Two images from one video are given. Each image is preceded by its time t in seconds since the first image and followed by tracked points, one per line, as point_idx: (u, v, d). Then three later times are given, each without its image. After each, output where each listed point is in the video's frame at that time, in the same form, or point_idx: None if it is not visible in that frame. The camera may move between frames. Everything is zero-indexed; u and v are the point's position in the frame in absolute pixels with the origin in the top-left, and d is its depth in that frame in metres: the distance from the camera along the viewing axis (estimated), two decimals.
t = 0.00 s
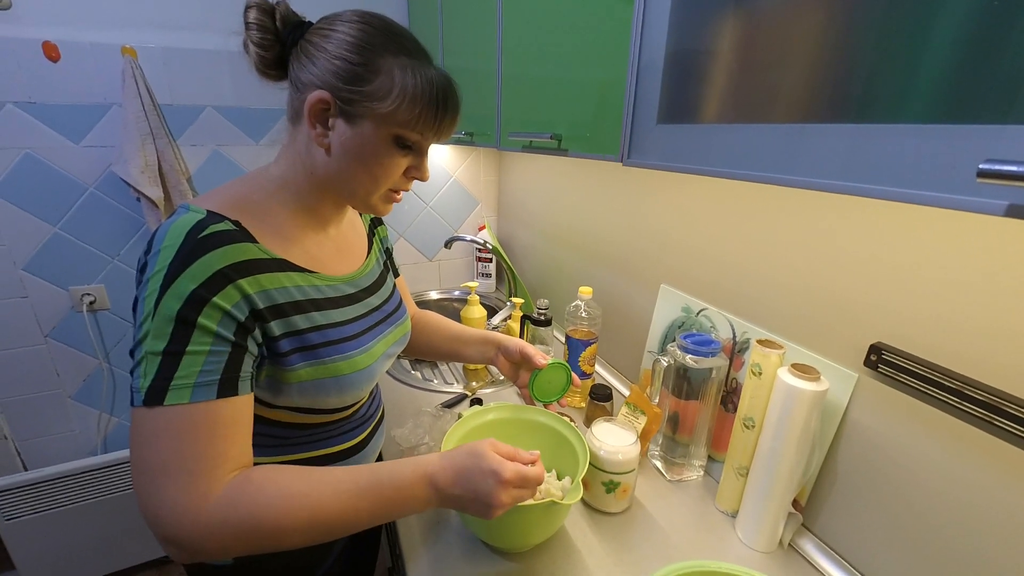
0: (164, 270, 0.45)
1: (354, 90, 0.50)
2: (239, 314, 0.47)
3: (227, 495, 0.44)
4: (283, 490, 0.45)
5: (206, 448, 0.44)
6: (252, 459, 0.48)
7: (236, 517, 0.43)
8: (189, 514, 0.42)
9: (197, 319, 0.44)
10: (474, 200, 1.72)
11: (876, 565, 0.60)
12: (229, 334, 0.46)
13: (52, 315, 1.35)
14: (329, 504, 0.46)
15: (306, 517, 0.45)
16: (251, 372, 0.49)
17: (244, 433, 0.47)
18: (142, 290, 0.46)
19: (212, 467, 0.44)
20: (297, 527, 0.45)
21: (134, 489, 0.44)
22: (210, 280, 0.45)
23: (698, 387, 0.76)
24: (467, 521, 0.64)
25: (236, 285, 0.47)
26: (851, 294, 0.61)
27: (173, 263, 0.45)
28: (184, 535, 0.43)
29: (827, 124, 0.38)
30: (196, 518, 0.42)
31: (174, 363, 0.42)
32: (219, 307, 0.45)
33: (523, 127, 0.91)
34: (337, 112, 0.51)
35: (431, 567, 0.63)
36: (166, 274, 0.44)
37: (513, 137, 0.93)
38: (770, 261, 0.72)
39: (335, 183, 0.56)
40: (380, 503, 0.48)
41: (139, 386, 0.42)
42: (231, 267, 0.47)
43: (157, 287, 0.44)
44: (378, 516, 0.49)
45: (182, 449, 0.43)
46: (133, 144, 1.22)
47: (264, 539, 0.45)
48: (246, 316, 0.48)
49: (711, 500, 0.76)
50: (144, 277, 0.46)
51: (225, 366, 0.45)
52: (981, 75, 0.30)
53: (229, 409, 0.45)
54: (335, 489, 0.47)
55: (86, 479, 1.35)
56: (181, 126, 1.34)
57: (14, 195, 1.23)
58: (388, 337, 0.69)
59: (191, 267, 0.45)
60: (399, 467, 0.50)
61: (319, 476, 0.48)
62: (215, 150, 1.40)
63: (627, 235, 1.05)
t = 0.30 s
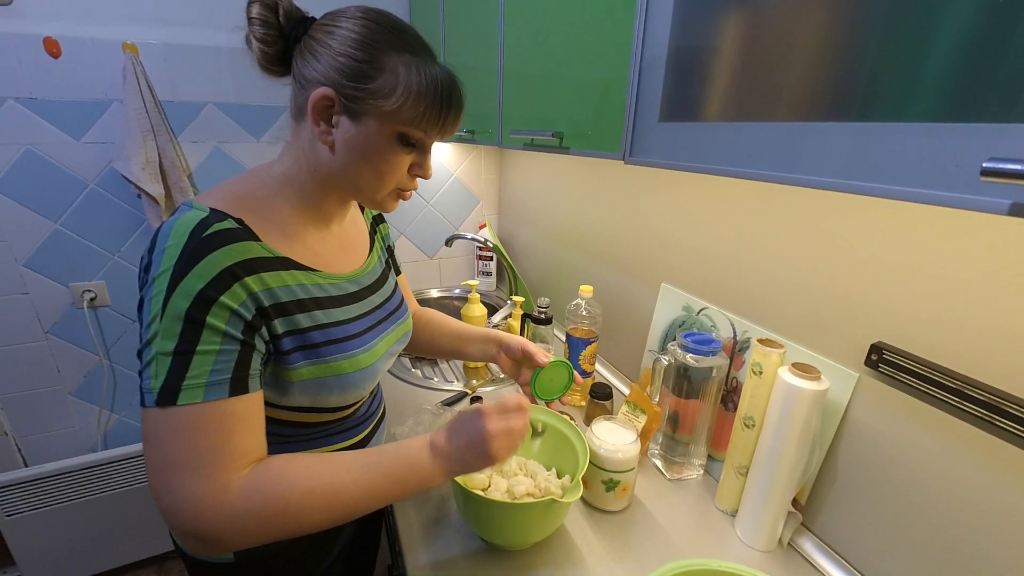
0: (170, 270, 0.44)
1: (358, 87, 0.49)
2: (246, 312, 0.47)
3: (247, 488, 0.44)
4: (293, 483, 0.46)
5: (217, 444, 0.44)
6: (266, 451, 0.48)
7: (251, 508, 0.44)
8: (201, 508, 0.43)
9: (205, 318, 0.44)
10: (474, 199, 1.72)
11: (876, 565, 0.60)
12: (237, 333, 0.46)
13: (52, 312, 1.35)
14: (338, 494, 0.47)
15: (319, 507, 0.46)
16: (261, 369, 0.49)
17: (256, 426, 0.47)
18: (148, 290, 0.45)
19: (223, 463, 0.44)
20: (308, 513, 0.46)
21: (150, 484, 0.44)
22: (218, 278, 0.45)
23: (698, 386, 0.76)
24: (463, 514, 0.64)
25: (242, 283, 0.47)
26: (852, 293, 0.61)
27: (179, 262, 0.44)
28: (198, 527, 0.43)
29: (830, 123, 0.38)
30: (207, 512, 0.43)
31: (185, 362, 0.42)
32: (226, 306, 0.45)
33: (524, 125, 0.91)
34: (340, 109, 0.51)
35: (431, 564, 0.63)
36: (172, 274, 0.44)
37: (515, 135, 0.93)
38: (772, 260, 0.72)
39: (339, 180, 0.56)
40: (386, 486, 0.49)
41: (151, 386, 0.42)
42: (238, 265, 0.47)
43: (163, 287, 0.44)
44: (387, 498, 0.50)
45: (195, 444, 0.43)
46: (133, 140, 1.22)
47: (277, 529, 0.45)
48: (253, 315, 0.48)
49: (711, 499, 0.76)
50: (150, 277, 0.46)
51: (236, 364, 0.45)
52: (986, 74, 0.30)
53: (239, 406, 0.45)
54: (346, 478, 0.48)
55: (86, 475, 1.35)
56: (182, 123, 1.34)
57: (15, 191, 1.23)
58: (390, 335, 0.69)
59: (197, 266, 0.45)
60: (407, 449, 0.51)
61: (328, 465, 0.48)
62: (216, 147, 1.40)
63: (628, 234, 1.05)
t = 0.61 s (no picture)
0: (176, 275, 0.44)
1: (366, 87, 0.49)
2: (255, 317, 0.47)
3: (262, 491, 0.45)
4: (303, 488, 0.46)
5: (229, 449, 0.44)
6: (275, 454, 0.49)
7: (264, 511, 0.44)
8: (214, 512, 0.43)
9: (214, 325, 0.44)
10: (474, 197, 1.71)
11: (875, 562, 0.60)
12: (245, 338, 0.46)
13: (52, 311, 1.35)
14: (345, 499, 0.48)
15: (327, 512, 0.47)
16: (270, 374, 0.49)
17: (267, 431, 0.48)
18: (154, 295, 0.45)
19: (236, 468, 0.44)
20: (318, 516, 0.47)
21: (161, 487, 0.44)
22: (226, 284, 0.45)
23: (698, 383, 0.76)
24: (462, 512, 0.65)
25: (249, 287, 0.47)
26: (853, 291, 0.61)
27: (185, 268, 0.44)
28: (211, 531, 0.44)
29: (830, 120, 0.38)
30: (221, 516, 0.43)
31: (194, 370, 0.42)
32: (234, 312, 0.45)
33: (524, 123, 0.91)
34: (348, 109, 0.51)
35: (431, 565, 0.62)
36: (177, 280, 0.44)
37: (514, 133, 0.92)
38: (772, 258, 0.72)
39: (346, 181, 0.56)
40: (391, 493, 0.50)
41: (157, 394, 0.42)
42: (246, 268, 0.47)
43: (171, 292, 0.44)
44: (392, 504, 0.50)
45: (208, 450, 0.43)
46: (132, 139, 1.22)
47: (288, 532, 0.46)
48: (261, 320, 0.48)
49: (711, 497, 0.76)
50: (156, 283, 0.45)
51: (243, 371, 0.45)
52: (988, 70, 0.30)
53: (247, 412, 0.45)
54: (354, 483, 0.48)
55: (87, 475, 1.35)
56: (180, 122, 1.34)
57: (13, 190, 1.23)
58: (395, 337, 0.69)
59: (205, 271, 0.44)
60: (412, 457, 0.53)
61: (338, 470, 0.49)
62: (215, 146, 1.40)
63: (628, 232, 1.05)
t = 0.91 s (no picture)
0: (175, 294, 0.44)
1: (376, 92, 0.49)
2: (254, 337, 0.47)
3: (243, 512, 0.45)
4: (292, 501, 0.46)
5: (217, 471, 0.44)
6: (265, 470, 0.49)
7: (249, 532, 0.44)
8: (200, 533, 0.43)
9: (210, 348, 0.43)
10: (473, 199, 1.71)
11: (877, 564, 0.60)
12: (242, 362, 0.46)
13: (50, 314, 1.35)
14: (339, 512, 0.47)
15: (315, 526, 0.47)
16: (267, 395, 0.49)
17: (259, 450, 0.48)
18: (152, 313, 0.45)
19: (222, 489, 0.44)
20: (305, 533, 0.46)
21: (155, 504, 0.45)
22: (226, 304, 0.45)
23: (697, 385, 0.76)
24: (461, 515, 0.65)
25: (250, 303, 0.47)
26: (852, 292, 0.61)
27: (184, 287, 0.44)
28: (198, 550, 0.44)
29: (829, 121, 0.38)
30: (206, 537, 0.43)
31: (189, 395, 0.42)
32: (232, 333, 0.45)
33: (522, 124, 0.91)
34: (358, 115, 0.51)
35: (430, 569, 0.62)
36: (176, 300, 0.44)
37: (512, 135, 0.93)
38: (770, 259, 0.72)
39: (356, 187, 0.56)
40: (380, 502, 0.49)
41: (152, 415, 0.43)
42: (250, 284, 0.47)
43: (169, 312, 0.43)
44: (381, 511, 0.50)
45: (195, 473, 0.43)
46: (130, 142, 1.22)
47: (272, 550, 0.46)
48: (262, 338, 0.48)
49: (711, 499, 0.75)
50: (155, 299, 0.45)
51: (239, 397, 0.45)
52: (985, 71, 0.30)
53: (244, 435, 0.45)
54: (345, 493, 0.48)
55: (86, 479, 1.35)
56: (178, 124, 1.34)
57: (11, 194, 1.23)
58: (398, 348, 0.69)
59: (204, 289, 0.44)
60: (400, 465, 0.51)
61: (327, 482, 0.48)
62: (213, 148, 1.40)
63: (627, 233, 1.05)
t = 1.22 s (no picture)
0: (169, 306, 0.43)
1: (380, 97, 0.49)
2: (261, 339, 0.47)
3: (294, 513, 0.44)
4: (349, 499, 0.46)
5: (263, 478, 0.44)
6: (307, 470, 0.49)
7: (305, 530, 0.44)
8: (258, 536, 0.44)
9: (224, 356, 0.44)
10: (472, 199, 1.71)
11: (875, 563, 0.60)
12: (258, 365, 0.47)
13: (48, 315, 1.34)
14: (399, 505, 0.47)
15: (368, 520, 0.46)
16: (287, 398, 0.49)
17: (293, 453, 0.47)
18: (146, 325, 0.44)
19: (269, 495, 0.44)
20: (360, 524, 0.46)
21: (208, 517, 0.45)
22: (225, 309, 0.44)
23: (696, 385, 0.76)
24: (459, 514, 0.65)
25: (250, 309, 0.47)
26: (850, 291, 0.61)
27: (177, 297, 0.43)
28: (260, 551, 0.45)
29: (827, 121, 0.38)
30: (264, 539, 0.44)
31: (214, 406, 0.43)
32: (240, 337, 0.45)
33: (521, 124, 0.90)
34: (361, 120, 0.50)
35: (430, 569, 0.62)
36: (171, 312, 0.43)
37: (511, 134, 0.92)
38: (769, 259, 0.72)
39: (354, 193, 0.56)
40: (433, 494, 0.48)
41: (181, 432, 0.43)
42: (242, 290, 0.46)
43: (167, 324, 0.43)
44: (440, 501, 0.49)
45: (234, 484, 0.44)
46: (127, 142, 1.22)
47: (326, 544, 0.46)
48: (268, 341, 0.48)
49: (710, 498, 0.76)
50: (148, 314, 0.44)
51: (264, 400, 0.45)
52: (983, 70, 0.30)
53: (271, 437, 0.45)
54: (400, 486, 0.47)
55: (84, 479, 1.35)
56: (176, 124, 1.33)
57: (8, 194, 1.22)
58: (396, 358, 0.68)
59: (195, 301, 0.43)
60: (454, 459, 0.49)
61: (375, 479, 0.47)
62: (212, 148, 1.40)
63: (626, 233, 1.05)
